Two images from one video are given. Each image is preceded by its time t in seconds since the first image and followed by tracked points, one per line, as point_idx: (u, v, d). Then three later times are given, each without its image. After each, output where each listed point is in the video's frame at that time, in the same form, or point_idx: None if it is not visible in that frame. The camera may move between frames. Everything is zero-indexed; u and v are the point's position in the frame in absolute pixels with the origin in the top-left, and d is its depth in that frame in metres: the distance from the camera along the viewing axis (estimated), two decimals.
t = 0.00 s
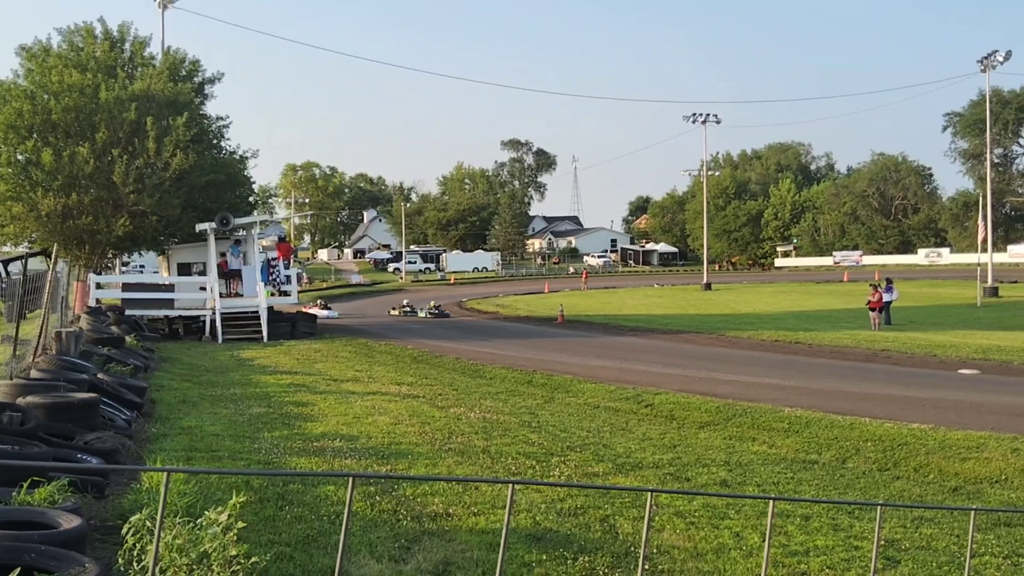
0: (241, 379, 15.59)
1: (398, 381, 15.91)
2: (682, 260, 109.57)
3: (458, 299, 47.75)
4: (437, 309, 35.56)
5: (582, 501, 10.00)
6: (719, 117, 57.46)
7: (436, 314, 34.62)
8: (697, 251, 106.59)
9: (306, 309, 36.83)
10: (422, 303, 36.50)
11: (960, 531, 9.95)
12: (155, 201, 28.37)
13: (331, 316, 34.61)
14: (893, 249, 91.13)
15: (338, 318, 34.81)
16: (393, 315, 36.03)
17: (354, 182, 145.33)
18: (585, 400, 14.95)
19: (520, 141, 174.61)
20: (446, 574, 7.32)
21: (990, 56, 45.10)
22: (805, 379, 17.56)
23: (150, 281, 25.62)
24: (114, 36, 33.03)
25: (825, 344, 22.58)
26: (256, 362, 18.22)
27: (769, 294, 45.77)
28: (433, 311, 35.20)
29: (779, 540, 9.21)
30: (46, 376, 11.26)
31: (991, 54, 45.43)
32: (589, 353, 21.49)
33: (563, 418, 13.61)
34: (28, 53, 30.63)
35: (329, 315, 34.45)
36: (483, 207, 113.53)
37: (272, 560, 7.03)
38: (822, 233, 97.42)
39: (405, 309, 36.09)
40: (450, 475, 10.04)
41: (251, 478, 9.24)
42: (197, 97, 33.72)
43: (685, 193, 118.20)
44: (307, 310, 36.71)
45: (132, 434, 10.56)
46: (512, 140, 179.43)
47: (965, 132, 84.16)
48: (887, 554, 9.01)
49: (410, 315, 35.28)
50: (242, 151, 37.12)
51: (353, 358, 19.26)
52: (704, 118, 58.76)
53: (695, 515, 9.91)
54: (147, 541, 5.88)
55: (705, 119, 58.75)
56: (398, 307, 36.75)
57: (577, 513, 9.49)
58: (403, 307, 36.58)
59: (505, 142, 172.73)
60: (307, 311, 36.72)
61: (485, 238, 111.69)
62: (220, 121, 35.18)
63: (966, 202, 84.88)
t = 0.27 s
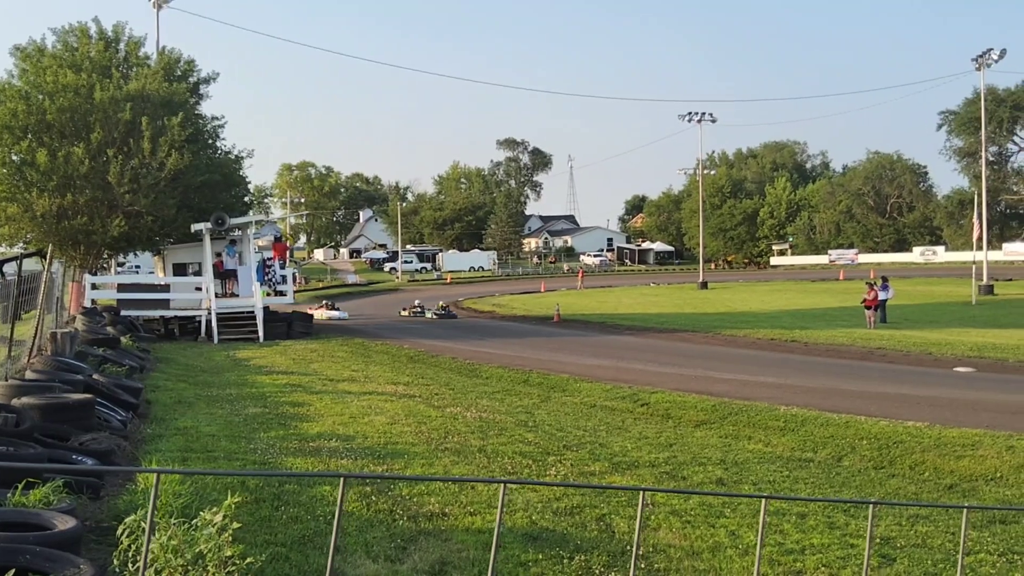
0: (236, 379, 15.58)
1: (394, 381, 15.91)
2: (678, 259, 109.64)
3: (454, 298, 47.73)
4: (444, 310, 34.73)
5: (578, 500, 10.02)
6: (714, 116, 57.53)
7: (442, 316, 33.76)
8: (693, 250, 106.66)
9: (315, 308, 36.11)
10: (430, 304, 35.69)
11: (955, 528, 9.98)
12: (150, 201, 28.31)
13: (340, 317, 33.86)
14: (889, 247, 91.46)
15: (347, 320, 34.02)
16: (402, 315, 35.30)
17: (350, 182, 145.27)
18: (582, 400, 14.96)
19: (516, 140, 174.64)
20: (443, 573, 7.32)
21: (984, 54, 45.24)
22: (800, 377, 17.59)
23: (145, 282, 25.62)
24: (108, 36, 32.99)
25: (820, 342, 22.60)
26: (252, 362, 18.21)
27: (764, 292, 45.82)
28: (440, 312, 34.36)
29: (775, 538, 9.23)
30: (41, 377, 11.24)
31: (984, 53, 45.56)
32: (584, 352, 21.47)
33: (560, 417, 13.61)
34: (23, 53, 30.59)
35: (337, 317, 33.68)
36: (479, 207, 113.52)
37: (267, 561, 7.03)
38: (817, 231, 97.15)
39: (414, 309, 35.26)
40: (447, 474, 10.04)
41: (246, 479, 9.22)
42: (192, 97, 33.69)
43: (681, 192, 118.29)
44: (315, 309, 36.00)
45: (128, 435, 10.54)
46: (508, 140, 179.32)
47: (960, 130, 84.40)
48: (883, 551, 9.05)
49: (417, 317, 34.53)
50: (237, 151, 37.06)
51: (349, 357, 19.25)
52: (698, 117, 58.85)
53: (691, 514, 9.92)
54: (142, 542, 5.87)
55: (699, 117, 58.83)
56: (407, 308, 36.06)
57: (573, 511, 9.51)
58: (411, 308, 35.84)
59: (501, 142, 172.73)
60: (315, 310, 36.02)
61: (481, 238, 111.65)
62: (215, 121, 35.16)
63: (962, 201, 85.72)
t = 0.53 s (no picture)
0: (231, 380, 15.55)
1: (389, 381, 15.90)
2: (673, 259, 109.78)
3: (449, 298, 47.72)
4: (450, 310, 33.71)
5: (573, 500, 10.02)
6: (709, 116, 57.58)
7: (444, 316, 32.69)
8: (688, 249, 106.74)
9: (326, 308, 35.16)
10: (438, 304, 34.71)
11: (949, 526, 10.00)
12: (143, 202, 28.25)
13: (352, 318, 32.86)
14: (883, 247, 91.98)
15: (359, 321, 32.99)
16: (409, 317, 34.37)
17: (345, 182, 145.12)
18: (577, 399, 14.96)
19: (511, 140, 174.75)
20: (438, 573, 7.31)
21: (978, 53, 45.35)
22: (795, 376, 17.62)
23: (139, 283, 25.58)
24: (101, 37, 32.91)
25: (815, 341, 22.65)
26: (246, 363, 18.18)
27: (758, 292, 45.91)
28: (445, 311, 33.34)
29: (770, 538, 9.25)
30: (34, 378, 11.21)
31: (978, 52, 45.66)
32: (580, 352, 21.48)
33: (555, 417, 13.61)
34: (15, 54, 30.51)
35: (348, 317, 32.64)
36: (474, 207, 113.47)
37: (261, 562, 7.02)
38: (811, 230, 96.78)
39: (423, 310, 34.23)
40: (442, 475, 10.03)
41: (240, 480, 9.20)
42: (186, 97, 33.64)
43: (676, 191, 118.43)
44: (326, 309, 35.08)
45: (122, 436, 10.51)
46: (503, 140, 179.27)
47: (954, 129, 84.30)
48: (877, 550, 9.07)
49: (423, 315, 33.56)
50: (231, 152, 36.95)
51: (344, 358, 19.24)
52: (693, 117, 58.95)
53: (685, 513, 9.93)
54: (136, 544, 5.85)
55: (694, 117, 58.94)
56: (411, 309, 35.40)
57: (569, 511, 9.51)
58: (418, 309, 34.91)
59: (496, 142, 172.65)
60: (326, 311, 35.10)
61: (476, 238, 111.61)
62: (209, 121, 35.11)
63: (956, 200, 85.63)
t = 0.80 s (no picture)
0: (223, 381, 15.50)
1: (382, 382, 15.88)
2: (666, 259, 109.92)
3: (442, 299, 47.70)
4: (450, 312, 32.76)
5: (567, 500, 10.02)
6: (702, 116, 57.78)
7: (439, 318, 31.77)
8: (681, 250, 106.83)
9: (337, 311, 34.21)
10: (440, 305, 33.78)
11: (943, 526, 10.03)
12: (135, 203, 28.15)
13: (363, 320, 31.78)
14: (874, 247, 91.72)
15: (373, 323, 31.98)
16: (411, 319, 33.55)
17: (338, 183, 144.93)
18: (570, 400, 14.97)
19: (504, 141, 174.75)
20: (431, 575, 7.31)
21: (968, 54, 45.59)
22: (788, 376, 17.66)
23: (131, 284, 25.36)
24: (93, 38, 32.81)
25: (808, 341, 22.71)
26: (239, 364, 18.13)
27: (751, 292, 46.01)
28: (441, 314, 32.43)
29: (762, 537, 9.27)
30: (26, 381, 11.16)
31: (968, 53, 45.90)
32: (573, 353, 21.47)
33: (548, 417, 13.59)
34: (6, 55, 30.40)
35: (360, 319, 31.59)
36: (467, 207, 113.44)
37: (254, 564, 7.00)
38: (803, 231, 96.86)
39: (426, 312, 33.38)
40: (434, 476, 10.03)
41: (233, 482, 9.17)
42: (178, 98, 33.56)
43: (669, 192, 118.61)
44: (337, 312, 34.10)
45: (113, 439, 10.46)
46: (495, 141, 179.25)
47: (945, 129, 84.75)
48: (870, 550, 9.09)
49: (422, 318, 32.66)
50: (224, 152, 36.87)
51: (337, 359, 19.19)
52: (685, 118, 59.10)
53: (679, 513, 9.94)
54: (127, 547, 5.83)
55: (686, 118, 59.09)
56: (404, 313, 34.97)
57: (562, 512, 9.51)
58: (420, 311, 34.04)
59: (489, 143, 172.60)
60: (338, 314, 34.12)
61: (469, 238, 111.58)
62: (201, 122, 35.02)
63: (948, 200, 86.55)
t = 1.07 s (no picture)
0: (215, 382, 15.47)
1: (374, 383, 15.87)
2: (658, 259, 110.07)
3: (434, 300, 47.70)
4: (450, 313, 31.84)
5: (559, 501, 10.03)
6: (694, 117, 57.89)
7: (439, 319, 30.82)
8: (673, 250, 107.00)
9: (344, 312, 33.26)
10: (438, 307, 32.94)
11: (933, 525, 10.08)
12: (126, 203, 28.03)
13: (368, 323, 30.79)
14: (866, 247, 92.26)
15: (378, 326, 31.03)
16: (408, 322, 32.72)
17: (329, 183, 144.65)
18: (562, 400, 14.98)
19: (496, 141, 174.66)
20: None
21: (958, 55, 45.74)
22: (780, 376, 17.71)
23: (122, 285, 25.40)
24: (83, 38, 32.67)
25: (799, 341, 22.78)
26: (230, 365, 18.10)
27: (742, 292, 46.11)
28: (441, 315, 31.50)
29: (754, 537, 9.31)
30: (16, 382, 11.11)
31: (958, 54, 46.07)
32: (566, 353, 21.50)
33: (540, 418, 13.60)
34: None
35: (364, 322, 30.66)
36: (459, 207, 113.39)
37: (245, 565, 6.99)
38: (795, 231, 97.37)
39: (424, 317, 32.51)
40: (426, 477, 10.03)
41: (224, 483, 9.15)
42: (169, 98, 33.44)
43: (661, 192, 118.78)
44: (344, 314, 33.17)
45: (104, 440, 10.42)
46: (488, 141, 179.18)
47: (936, 129, 85.06)
48: (860, 549, 9.12)
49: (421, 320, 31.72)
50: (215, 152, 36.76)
51: (329, 360, 19.17)
52: (677, 118, 59.18)
53: (670, 513, 9.97)
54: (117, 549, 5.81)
55: (678, 118, 59.16)
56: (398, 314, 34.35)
57: (554, 512, 9.52)
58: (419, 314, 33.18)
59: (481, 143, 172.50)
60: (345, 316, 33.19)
61: (462, 238, 111.52)
62: (192, 122, 34.91)
63: (938, 200, 86.64)
